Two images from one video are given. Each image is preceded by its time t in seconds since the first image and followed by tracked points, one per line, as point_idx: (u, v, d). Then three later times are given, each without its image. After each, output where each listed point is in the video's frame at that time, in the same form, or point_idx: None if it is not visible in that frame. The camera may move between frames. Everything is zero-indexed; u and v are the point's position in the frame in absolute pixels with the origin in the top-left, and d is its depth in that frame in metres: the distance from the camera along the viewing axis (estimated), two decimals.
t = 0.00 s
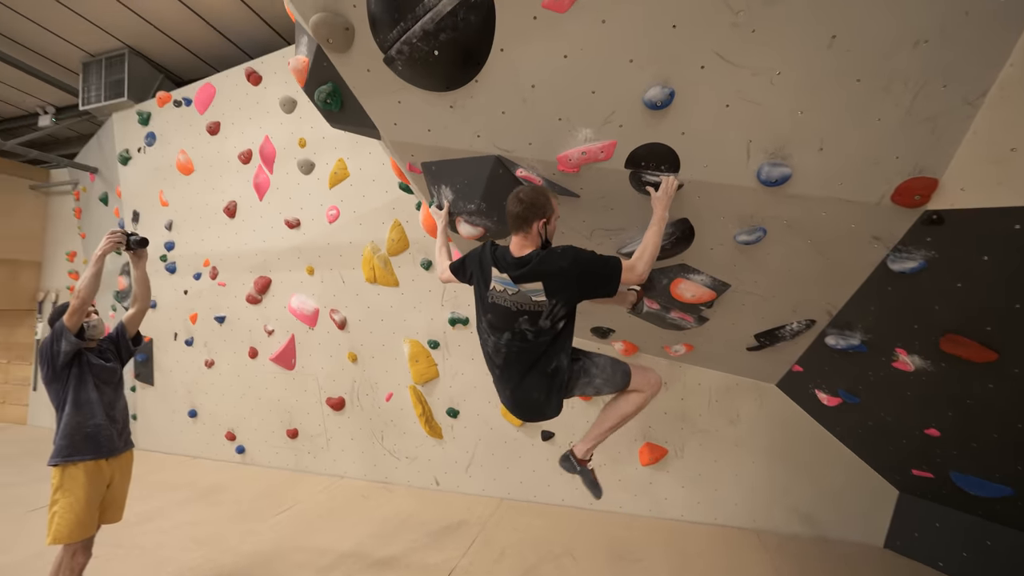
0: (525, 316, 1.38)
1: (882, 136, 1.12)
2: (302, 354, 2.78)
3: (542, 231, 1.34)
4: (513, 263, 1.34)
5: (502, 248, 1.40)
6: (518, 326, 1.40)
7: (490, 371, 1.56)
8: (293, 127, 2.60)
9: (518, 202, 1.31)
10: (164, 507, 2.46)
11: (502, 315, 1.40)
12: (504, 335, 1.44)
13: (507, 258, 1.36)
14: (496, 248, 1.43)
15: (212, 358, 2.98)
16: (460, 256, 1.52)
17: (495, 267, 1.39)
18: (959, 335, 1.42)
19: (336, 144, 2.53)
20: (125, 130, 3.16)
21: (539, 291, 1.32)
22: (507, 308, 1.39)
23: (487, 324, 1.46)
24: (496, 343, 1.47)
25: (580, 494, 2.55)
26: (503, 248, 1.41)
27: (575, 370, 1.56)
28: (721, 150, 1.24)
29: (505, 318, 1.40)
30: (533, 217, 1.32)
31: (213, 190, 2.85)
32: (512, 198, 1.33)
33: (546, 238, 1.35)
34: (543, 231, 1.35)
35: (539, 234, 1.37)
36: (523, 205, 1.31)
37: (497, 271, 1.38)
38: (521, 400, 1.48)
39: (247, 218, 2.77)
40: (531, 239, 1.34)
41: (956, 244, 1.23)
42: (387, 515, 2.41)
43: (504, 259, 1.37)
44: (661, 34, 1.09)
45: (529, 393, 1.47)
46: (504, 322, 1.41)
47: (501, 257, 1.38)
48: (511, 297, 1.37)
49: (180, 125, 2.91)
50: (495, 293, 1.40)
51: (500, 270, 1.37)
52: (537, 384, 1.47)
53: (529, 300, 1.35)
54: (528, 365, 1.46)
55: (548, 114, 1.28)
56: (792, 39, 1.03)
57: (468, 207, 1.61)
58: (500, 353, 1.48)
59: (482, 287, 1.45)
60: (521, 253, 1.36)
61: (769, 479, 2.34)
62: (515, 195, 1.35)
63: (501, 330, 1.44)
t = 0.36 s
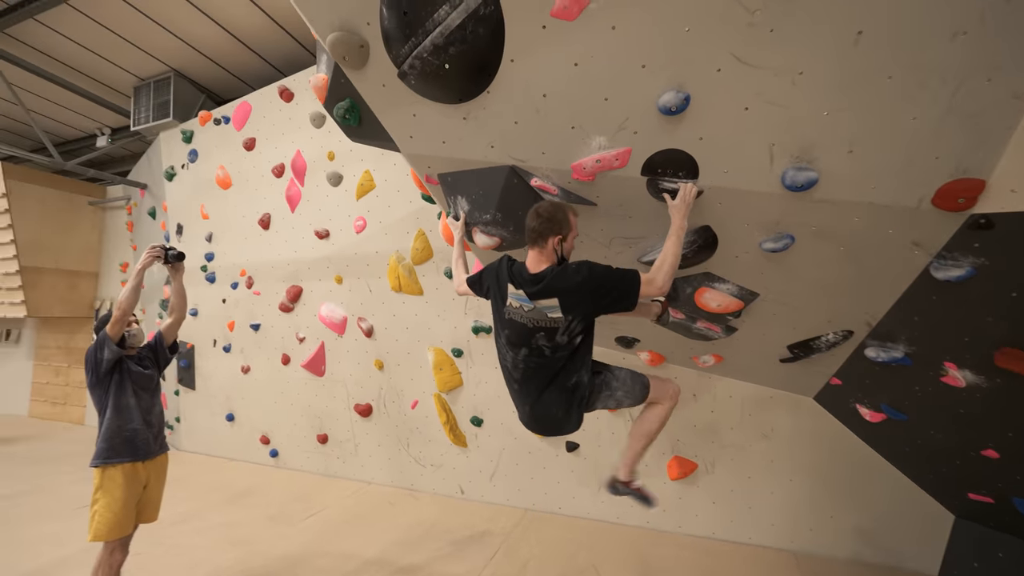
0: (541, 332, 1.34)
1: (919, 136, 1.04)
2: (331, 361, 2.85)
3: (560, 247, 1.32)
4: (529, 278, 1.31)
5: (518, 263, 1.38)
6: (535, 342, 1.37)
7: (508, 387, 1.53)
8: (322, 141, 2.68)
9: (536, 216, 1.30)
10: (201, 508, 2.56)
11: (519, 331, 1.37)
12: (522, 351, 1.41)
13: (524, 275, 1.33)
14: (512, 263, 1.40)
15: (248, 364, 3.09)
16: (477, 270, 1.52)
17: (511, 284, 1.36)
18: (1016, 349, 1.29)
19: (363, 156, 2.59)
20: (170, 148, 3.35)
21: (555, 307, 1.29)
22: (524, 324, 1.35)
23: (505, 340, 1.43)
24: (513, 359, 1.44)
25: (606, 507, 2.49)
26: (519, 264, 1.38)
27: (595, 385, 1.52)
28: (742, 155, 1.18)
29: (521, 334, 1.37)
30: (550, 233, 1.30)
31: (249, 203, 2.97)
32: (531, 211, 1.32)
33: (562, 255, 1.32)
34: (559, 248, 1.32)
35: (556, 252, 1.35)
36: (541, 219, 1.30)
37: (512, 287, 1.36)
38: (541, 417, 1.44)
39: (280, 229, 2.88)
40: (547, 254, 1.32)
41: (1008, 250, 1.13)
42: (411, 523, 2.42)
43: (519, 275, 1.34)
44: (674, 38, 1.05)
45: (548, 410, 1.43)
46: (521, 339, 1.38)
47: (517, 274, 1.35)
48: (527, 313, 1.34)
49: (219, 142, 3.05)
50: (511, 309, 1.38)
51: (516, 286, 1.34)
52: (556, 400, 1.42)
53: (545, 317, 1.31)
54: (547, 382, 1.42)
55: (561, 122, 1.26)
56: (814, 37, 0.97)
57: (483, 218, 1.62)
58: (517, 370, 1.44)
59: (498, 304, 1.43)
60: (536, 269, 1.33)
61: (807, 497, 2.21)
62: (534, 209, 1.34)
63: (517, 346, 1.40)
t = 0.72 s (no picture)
0: (545, 354, 1.32)
1: (915, 135, 1.02)
2: (339, 366, 2.88)
3: (557, 273, 1.28)
4: (529, 305, 1.30)
5: (518, 287, 1.37)
6: (541, 362, 1.35)
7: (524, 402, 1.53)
8: (331, 148, 2.73)
9: (531, 243, 1.26)
10: (211, 510, 2.61)
11: (524, 353, 1.37)
12: (529, 370, 1.40)
13: (524, 301, 1.33)
14: (512, 287, 1.39)
15: (259, 369, 3.15)
16: (478, 289, 1.50)
17: (512, 311, 1.36)
18: None
19: (370, 163, 2.63)
20: (186, 157, 3.44)
21: (555, 330, 1.27)
22: (529, 347, 1.34)
23: (513, 360, 1.43)
24: (523, 378, 1.43)
25: (613, 514, 2.47)
26: (519, 288, 1.37)
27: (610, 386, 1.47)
28: (735, 156, 1.17)
29: (526, 355, 1.37)
30: (545, 260, 1.26)
31: (261, 210, 3.04)
32: (526, 237, 1.28)
33: (559, 279, 1.29)
34: (556, 273, 1.29)
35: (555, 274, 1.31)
36: (535, 247, 1.26)
37: (513, 314, 1.35)
38: (556, 432, 1.43)
39: (290, 236, 2.93)
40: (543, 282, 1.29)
41: (1014, 251, 1.10)
42: (416, 528, 2.43)
43: (519, 300, 1.34)
44: (662, 40, 1.05)
45: (562, 425, 1.41)
46: (527, 359, 1.37)
47: (517, 300, 1.34)
48: (529, 338, 1.33)
49: (233, 151, 3.13)
50: (515, 333, 1.37)
51: (517, 312, 1.34)
52: (569, 415, 1.40)
53: (547, 341, 1.29)
54: (557, 399, 1.40)
55: (554, 127, 1.27)
56: (803, 36, 0.97)
57: (481, 223, 1.61)
58: (527, 388, 1.44)
59: (503, 326, 1.42)
60: (535, 295, 1.31)
61: (818, 507, 2.16)
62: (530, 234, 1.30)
63: (525, 365, 1.40)
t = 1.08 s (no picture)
0: (519, 370, 1.32)
1: (869, 146, 1.03)
2: (331, 374, 2.91)
3: (522, 291, 1.29)
4: (498, 324, 1.30)
5: (486, 306, 1.37)
6: (515, 378, 1.35)
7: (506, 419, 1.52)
8: (323, 159, 2.78)
9: (494, 265, 1.27)
10: (203, 517, 2.63)
11: (498, 372, 1.36)
12: (505, 387, 1.39)
13: (492, 320, 1.33)
14: (481, 305, 1.40)
15: (253, 376, 3.19)
16: (450, 307, 1.49)
17: (482, 331, 1.35)
18: (994, 360, 1.25)
19: (361, 172, 2.66)
20: (184, 167, 3.51)
21: (525, 347, 1.26)
22: (502, 365, 1.34)
23: (489, 378, 1.42)
24: (500, 394, 1.42)
25: (601, 523, 2.46)
26: (488, 306, 1.37)
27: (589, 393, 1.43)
28: (697, 167, 1.19)
29: (501, 373, 1.36)
30: (509, 279, 1.27)
31: (255, 219, 3.10)
32: (489, 259, 1.29)
33: (525, 297, 1.30)
34: (521, 291, 1.30)
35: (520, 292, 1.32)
36: (499, 269, 1.27)
37: (484, 334, 1.35)
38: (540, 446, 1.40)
39: (284, 245, 2.98)
40: (510, 302, 1.30)
41: (973, 258, 1.10)
42: (404, 536, 2.43)
43: (489, 319, 1.34)
44: (619, 54, 1.07)
45: (545, 438, 1.39)
46: (501, 376, 1.37)
47: (487, 320, 1.34)
48: (502, 356, 1.32)
49: (230, 162, 3.20)
50: (487, 352, 1.37)
51: (487, 332, 1.33)
52: (550, 427, 1.38)
53: (518, 359, 1.29)
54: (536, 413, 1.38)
55: (522, 138, 1.30)
56: (754, 50, 0.98)
57: (457, 232, 1.65)
58: (507, 405, 1.42)
59: (476, 345, 1.42)
60: (504, 314, 1.32)
61: (806, 516, 2.14)
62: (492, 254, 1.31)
63: (500, 382, 1.39)
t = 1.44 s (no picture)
0: (488, 373, 1.40)
1: (827, 156, 1.05)
2: (329, 377, 2.98)
3: (494, 293, 1.35)
4: (469, 325, 1.35)
5: (459, 308, 1.42)
6: (485, 379, 1.42)
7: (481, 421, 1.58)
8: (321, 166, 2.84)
9: (465, 269, 1.34)
10: (204, 516, 2.70)
11: (469, 374, 1.45)
12: (476, 389, 1.47)
13: (464, 322, 1.38)
14: (455, 307, 1.45)
15: (256, 379, 3.27)
16: (426, 310, 1.54)
17: (455, 332, 1.41)
18: (967, 367, 1.25)
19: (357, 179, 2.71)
20: (190, 176, 3.61)
21: (493, 349, 1.32)
22: (473, 366, 1.41)
23: (462, 381, 1.50)
24: (473, 397, 1.49)
25: (593, 526, 2.47)
26: (461, 309, 1.43)
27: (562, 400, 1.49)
28: (662, 176, 1.22)
29: (472, 374, 1.44)
30: (479, 280, 1.33)
31: (257, 226, 3.18)
32: (459, 264, 1.35)
33: (496, 298, 1.35)
34: (491, 292, 1.36)
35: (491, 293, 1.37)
36: (470, 273, 1.33)
37: (456, 335, 1.41)
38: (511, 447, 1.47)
39: (284, 250, 3.05)
40: (483, 305, 1.36)
41: (936, 265, 1.11)
42: (398, 538, 2.48)
43: (461, 321, 1.39)
44: (581, 68, 1.10)
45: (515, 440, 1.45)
46: (473, 377, 1.44)
47: (459, 322, 1.40)
48: (472, 358, 1.40)
49: (233, 170, 3.29)
50: (460, 354, 1.45)
51: (459, 333, 1.39)
52: (519, 430, 1.44)
53: (487, 361, 1.36)
54: (506, 415, 1.44)
55: (495, 149, 1.33)
56: (709, 63, 1.01)
57: (438, 240, 1.70)
58: (479, 406, 1.49)
59: (450, 348, 1.50)
60: (475, 315, 1.37)
61: (796, 522, 2.12)
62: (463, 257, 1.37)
63: (473, 383, 1.46)
